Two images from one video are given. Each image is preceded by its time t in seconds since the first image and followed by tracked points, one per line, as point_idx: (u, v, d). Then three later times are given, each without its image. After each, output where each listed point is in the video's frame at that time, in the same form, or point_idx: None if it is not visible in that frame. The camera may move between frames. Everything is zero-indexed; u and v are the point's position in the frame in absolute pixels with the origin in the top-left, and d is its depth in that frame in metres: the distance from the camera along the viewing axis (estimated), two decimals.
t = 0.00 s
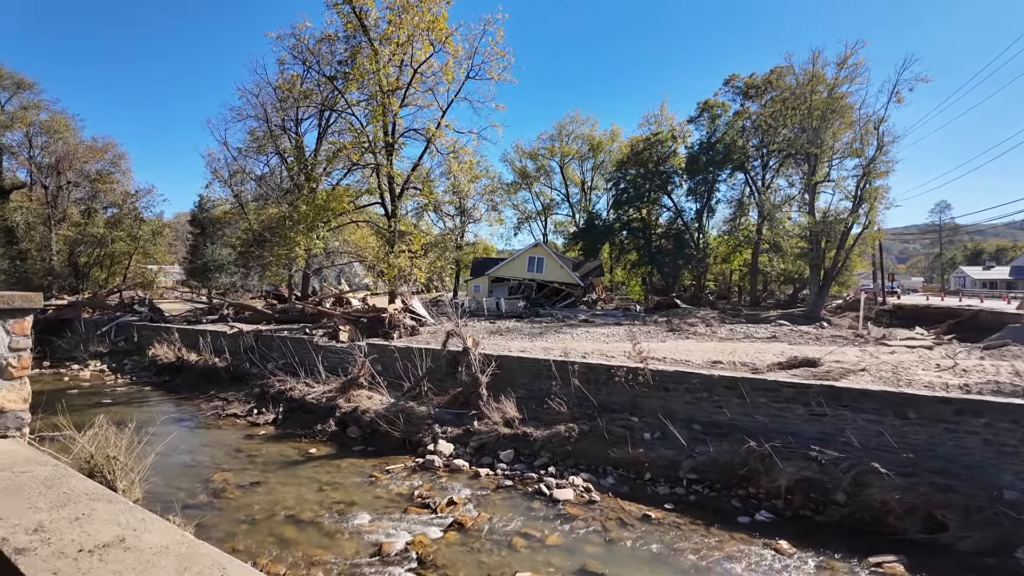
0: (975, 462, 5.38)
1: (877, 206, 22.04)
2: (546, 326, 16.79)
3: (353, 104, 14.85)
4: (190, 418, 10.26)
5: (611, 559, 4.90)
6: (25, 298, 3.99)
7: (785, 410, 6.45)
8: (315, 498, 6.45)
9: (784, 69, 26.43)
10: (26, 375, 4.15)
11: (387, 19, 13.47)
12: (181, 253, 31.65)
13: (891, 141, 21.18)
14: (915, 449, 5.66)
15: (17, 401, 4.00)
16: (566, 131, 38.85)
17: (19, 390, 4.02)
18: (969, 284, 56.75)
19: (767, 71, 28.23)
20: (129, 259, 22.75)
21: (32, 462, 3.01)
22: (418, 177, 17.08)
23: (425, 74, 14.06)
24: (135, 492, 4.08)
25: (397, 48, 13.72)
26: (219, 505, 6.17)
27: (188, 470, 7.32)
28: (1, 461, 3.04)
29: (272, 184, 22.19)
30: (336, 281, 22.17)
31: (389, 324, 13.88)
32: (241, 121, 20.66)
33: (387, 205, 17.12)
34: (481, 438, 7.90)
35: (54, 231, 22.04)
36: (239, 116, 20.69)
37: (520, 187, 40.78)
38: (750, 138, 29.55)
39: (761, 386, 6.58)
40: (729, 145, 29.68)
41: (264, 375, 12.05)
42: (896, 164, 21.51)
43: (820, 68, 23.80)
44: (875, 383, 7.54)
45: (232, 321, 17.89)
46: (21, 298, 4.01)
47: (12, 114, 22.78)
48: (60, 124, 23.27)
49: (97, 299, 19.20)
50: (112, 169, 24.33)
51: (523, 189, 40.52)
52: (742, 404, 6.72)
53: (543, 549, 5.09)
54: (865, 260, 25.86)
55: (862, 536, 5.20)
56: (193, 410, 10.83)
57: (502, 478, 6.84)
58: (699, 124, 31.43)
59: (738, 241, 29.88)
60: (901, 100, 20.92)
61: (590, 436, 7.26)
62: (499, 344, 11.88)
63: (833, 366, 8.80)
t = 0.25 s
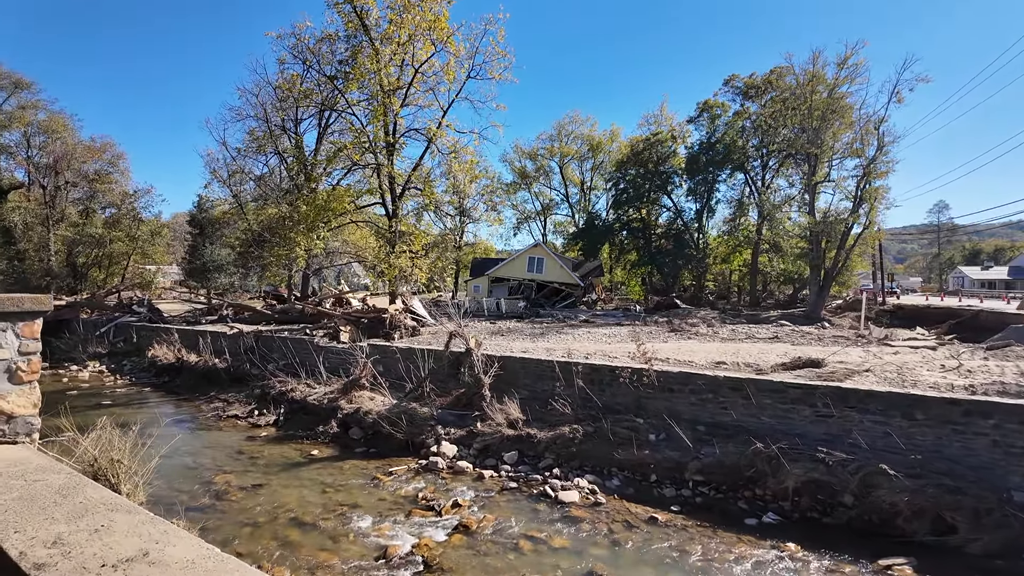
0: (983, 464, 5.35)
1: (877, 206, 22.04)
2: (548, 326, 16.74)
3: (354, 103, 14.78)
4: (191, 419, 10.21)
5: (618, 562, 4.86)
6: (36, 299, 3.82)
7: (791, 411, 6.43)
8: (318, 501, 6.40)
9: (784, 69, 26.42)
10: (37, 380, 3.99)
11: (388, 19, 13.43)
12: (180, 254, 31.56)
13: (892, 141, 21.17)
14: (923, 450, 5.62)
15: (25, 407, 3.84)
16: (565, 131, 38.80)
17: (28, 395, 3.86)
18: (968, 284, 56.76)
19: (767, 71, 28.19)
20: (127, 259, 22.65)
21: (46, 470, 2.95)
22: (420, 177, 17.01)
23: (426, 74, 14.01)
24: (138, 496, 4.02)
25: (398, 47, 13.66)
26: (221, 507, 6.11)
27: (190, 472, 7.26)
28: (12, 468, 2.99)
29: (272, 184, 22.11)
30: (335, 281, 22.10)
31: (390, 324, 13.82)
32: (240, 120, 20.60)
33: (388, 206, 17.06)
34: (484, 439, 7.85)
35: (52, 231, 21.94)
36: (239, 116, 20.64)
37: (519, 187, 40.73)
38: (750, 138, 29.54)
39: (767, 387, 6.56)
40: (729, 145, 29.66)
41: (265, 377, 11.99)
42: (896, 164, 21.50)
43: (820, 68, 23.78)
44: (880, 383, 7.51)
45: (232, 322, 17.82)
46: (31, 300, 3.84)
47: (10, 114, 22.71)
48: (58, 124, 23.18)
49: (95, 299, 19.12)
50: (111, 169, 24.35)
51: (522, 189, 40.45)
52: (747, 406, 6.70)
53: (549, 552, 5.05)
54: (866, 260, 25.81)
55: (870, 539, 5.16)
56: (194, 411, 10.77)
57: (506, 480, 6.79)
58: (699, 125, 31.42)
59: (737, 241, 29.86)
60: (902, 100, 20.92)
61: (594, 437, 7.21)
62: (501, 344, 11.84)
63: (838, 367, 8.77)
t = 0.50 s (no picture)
0: (994, 464, 5.31)
1: (879, 206, 21.98)
2: (550, 326, 16.70)
3: (356, 102, 14.70)
4: (192, 419, 10.14)
5: (628, 564, 4.80)
6: (48, 297, 3.75)
7: (799, 411, 6.38)
8: (322, 502, 6.34)
9: (785, 69, 26.36)
10: (47, 380, 3.87)
11: (390, 17, 13.35)
12: (178, 254, 31.44)
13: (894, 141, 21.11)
14: (933, 451, 5.59)
15: (35, 408, 3.71)
16: (565, 131, 38.70)
17: (38, 396, 3.74)
18: (967, 284, 56.73)
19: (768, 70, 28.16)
20: (127, 259, 22.42)
21: (61, 472, 2.90)
22: (422, 176, 16.94)
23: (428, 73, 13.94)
24: (144, 497, 3.96)
25: (400, 46, 13.58)
26: (225, 508, 6.06)
27: (192, 473, 7.19)
28: (23, 470, 2.93)
29: (272, 183, 22.00)
30: (336, 281, 22.02)
31: (392, 324, 13.76)
32: (241, 119, 20.52)
33: (390, 205, 17.00)
34: (489, 439, 7.79)
35: (51, 230, 21.83)
36: (239, 114, 20.56)
37: (519, 187, 40.65)
38: (751, 138, 29.48)
39: (774, 387, 6.52)
40: (730, 145, 29.62)
41: (266, 377, 11.93)
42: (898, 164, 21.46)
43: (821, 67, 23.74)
44: (886, 383, 7.48)
45: (232, 322, 17.73)
46: (42, 298, 3.74)
47: (9, 113, 22.58)
48: (57, 123, 23.09)
49: (94, 299, 19.01)
50: (110, 169, 24.27)
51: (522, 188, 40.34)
52: (754, 406, 6.66)
53: (558, 553, 4.99)
54: (867, 260, 25.75)
55: (881, 540, 5.12)
56: (195, 412, 10.71)
57: (512, 481, 6.74)
58: (699, 124, 31.37)
59: (738, 241, 29.80)
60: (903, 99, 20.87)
61: (600, 438, 7.16)
62: (504, 344, 11.79)
63: (843, 367, 8.73)
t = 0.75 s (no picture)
0: (1007, 466, 5.27)
1: (881, 206, 21.92)
2: (553, 326, 16.63)
3: (357, 100, 14.60)
4: (194, 420, 10.06)
5: (638, 567, 4.75)
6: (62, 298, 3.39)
7: (808, 412, 6.33)
8: (327, 504, 6.28)
9: (787, 68, 26.27)
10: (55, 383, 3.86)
11: (392, 15, 13.27)
12: (178, 253, 31.36)
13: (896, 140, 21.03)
14: (945, 452, 5.54)
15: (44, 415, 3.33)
16: (566, 130, 38.60)
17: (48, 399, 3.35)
18: (967, 284, 56.65)
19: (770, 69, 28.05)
20: (127, 258, 22.26)
21: (73, 483, 2.81)
22: (424, 176, 16.85)
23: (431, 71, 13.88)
24: (148, 501, 3.90)
25: (402, 44, 13.49)
26: (228, 511, 5.99)
27: (194, 474, 7.13)
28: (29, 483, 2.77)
29: (272, 183, 21.89)
30: (336, 281, 21.92)
31: (394, 324, 13.68)
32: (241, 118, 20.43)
33: (392, 204, 16.91)
34: (494, 440, 7.72)
35: (50, 230, 21.71)
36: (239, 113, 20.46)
37: (519, 186, 40.54)
38: (752, 138, 29.38)
39: (782, 388, 6.47)
40: (731, 145, 29.52)
41: (268, 377, 11.85)
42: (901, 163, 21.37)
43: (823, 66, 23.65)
44: (894, 384, 7.43)
45: (233, 322, 17.63)
46: (50, 299, 3.72)
47: (9, 112, 22.50)
48: (57, 122, 22.97)
49: (94, 299, 18.91)
50: (109, 168, 24.24)
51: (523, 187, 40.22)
52: (762, 406, 6.60)
53: (567, 557, 4.93)
54: (869, 259, 25.66)
55: (893, 543, 5.07)
56: (196, 412, 10.62)
57: (518, 482, 6.68)
58: (700, 124, 31.28)
59: (739, 241, 29.72)
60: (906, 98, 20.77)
61: (607, 439, 7.11)
62: (508, 344, 11.73)
63: (850, 367, 8.68)
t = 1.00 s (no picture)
0: (1019, 468, 5.23)
1: (883, 206, 21.85)
2: (555, 327, 16.58)
3: (359, 100, 14.53)
4: (196, 421, 9.99)
5: (648, 571, 4.69)
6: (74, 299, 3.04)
7: (816, 414, 6.28)
8: (332, 506, 6.22)
9: (789, 68, 26.21)
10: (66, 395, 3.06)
11: (394, 14, 13.19)
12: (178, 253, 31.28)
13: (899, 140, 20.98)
14: (956, 454, 5.50)
15: (57, 423, 2.95)
16: (567, 130, 38.53)
17: (60, 406, 2.97)
18: (967, 284, 56.57)
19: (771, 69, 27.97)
20: (127, 258, 22.19)
21: (87, 493, 2.39)
22: (427, 175, 16.78)
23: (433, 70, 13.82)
24: (153, 506, 3.83)
25: (405, 43, 13.41)
26: (232, 514, 5.94)
27: (197, 476, 7.07)
28: (38, 495, 2.33)
29: (272, 182, 21.80)
30: (337, 281, 21.86)
31: (396, 324, 13.60)
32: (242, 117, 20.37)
33: (393, 204, 16.84)
34: (499, 441, 7.67)
35: (50, 230, 21.63)
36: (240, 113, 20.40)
37: (520, 186, 40.46)
38: (753, 137, 29.32)
39: (790, 389, 6.42)
40: (732, 145, 29.47)
41: (270, 378, 11.79)
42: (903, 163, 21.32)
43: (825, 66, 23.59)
44: (902, 385, 7.38)
45: (234, 322, 17.57)
46: (63, 301, 2.99)
47: (8, 112, 22.41)
48: (57, 122, 22.90)
49: (94, 299, 18.85)
50: (109, 168, 24.13)
51: (523, 187, 40.12)
52: (770, 408, 6.55)
53: (576, 561, 4.88)
54: (871, 259, 25.61)
55: (906, 546, 5.02)
56: (198, 413, 10.56)
57: (524, 484, 6.62)
58: (701, 124, 31.21)
59: (740, 241, 29.67)
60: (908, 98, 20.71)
61: (613, 441, 7.05)
62: (511, 345, 11.67)
63: (857, 368, 8.63)
